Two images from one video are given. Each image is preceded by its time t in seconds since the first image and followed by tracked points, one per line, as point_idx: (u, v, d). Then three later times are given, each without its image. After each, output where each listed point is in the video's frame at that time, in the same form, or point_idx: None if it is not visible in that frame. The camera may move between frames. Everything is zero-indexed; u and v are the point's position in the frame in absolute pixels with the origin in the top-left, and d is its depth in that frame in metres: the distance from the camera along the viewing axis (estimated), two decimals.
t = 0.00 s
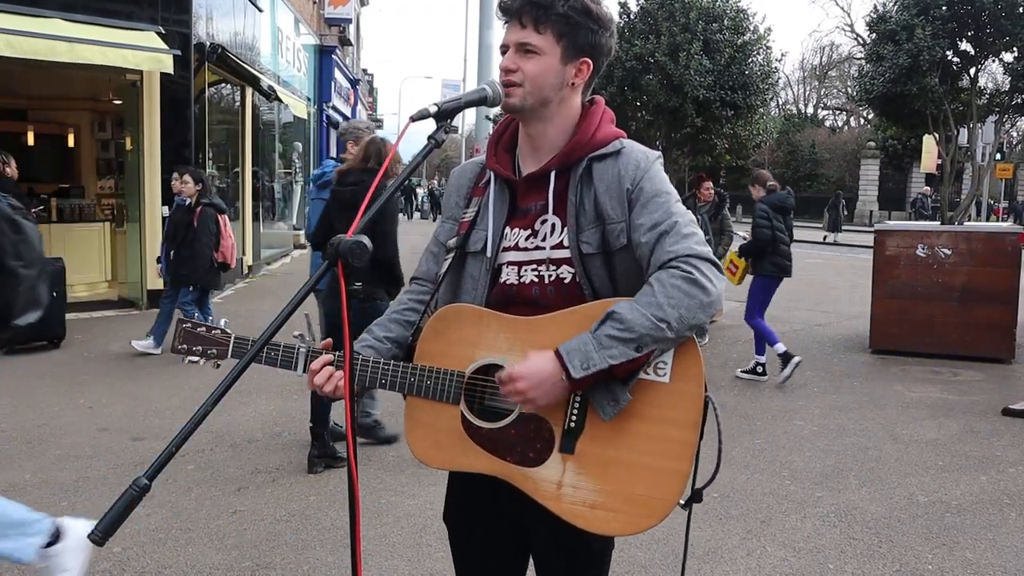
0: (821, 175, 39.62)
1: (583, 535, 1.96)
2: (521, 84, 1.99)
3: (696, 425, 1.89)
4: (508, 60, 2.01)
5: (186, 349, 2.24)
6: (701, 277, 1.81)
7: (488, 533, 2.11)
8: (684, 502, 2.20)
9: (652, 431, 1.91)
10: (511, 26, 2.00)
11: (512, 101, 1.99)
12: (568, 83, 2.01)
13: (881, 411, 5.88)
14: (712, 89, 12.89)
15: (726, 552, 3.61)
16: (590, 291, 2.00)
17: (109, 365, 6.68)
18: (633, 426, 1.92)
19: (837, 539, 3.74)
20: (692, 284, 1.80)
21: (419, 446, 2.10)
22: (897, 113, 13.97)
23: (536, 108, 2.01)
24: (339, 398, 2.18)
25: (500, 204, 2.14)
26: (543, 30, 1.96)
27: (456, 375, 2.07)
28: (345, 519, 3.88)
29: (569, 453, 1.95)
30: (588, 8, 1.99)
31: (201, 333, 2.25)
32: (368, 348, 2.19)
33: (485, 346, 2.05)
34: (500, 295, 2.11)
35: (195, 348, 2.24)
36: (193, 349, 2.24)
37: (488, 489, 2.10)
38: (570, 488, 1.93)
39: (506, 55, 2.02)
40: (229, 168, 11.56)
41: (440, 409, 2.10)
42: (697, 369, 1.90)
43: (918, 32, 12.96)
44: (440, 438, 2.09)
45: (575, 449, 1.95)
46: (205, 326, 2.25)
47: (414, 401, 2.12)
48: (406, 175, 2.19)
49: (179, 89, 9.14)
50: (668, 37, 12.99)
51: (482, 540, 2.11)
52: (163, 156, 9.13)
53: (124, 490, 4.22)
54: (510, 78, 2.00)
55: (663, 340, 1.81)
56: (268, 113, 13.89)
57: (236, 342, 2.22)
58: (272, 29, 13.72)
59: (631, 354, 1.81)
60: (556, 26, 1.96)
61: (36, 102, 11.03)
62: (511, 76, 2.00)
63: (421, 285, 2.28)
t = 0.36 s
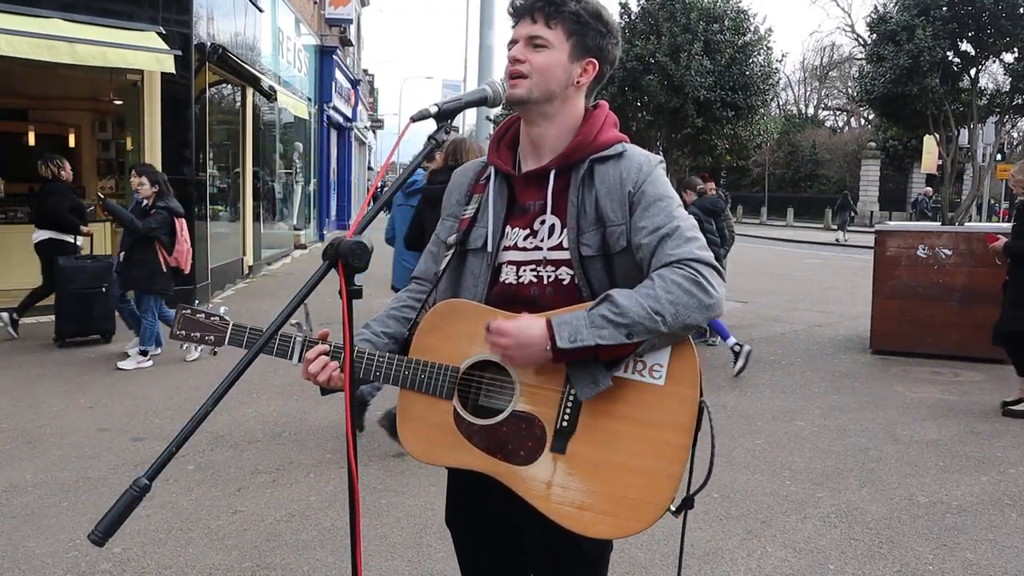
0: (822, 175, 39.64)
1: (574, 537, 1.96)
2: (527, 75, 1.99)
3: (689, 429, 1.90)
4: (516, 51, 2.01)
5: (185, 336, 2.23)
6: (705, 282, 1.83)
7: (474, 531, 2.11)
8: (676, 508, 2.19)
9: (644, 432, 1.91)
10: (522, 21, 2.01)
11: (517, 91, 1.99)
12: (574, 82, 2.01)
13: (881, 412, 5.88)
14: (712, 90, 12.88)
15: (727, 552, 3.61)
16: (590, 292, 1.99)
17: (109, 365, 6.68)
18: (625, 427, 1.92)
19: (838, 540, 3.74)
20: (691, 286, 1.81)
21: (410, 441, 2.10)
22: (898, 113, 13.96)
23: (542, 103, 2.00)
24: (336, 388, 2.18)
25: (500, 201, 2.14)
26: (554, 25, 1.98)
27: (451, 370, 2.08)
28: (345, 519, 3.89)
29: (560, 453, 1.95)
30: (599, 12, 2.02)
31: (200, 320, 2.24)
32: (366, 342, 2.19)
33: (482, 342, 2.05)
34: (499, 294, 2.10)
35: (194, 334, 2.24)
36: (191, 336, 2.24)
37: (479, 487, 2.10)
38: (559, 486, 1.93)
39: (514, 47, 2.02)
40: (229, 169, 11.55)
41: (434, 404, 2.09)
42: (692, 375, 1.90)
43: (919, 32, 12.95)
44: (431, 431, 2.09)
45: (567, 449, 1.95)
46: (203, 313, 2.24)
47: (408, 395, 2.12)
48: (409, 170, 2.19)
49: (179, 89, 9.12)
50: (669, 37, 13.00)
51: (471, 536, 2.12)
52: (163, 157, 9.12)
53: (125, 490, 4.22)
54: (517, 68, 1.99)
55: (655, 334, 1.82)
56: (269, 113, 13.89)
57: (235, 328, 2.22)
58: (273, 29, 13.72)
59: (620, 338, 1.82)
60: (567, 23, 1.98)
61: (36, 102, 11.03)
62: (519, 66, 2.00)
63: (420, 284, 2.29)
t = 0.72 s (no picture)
0: (822, 176, 39.62)
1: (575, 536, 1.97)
2: (521, 84, 1.99)
3: (688, 428, 1.90)
4: (509, 60, 2.01)
5: (185, 341, 2.24)
6: (700, 283, 1.81)
7: (478, 530, 2.12)
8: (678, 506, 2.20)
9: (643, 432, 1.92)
10: (514, 28, 2.00)
11: (512, 103, 1.99)
12: (569, 87, 2.01)
13: (882, 412, 5.89)
14: (712, 90, 12.88)
15: (727, 552, 3.61)
16: (587, 292, 2.00)
17: (109, 365, 6.69)
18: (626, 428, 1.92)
19: (838, 540, 3.74)
20: (688, 289, 1.80)
21: (412, 443, 2.10)
22: (898, 113, 13.92)
23: (537, 109, 2.01)
24: (336, 393, 2.18)
25: (496, 202, 2.14)
26: (545, 32, 1.96)
27: (451, 373, 2.08)
28: (345, 519, 3.89)
29: (560, 454, 1.95)
30: (591, 14, 2.00)
31: (200, 325, 2.25)
32: (367, 345, 2.20)
33: (481, 344, 2.05)
34: (498, 295, 2.10)
35: (194, 340, 2.25)
36: (192, 341, 2.24)
37: (481, 486, 2.10)
38: (561, 488, 1.93)
39: (508, 56, 2.02)
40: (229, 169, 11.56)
41: (434, 407, 2.10)
42: (690, 374, 1.90)
43: (919, 32, 12.92)
44: (433, 435, 2.09)
45: (567, 450, 1.95)
46: (204, 319, 2.25)
47: (409, 398, 2.12)
48: (406, 175, 2.19)
49: (179, 89, 9.12)
50: (669, 37, 13.01)
51: (476, 538, 2.12)
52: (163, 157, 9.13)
53: (124, 490, 4.23)
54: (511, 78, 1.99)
55: (655, 344, 1.81)
56: (269, 113, 13.89)
57: (235, 334, 2.22)
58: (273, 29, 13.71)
59: (621, 355, 1.80)
60: (559, 29, 1.96)
61: (36, 102, 11.03)
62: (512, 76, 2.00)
63: (420, 285, 2.30)
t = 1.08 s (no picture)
0: (822, 176, 39.57)
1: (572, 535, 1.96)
2: (520, 86, 1.99)
3: (684, 430, 1.90)
4: (507, 63, 2.01)
5: (182, 345, 2.25)
6: (693, 284, 1.81)
7: (477, 531, 2.12)
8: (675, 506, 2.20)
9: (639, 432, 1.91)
10: (511, 30, 2.00)
11: (511, 104, 1.99)
12: (567, 87, 2.01)
13: (882, 412, 5.89)
14: (713, 90, 12.82)
15: (727, 552, 3.61)
16: (584, 293, 2.00)
17: (109, 364, 6.68)
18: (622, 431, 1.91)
19: (838, 540, 3.73)
20: (680, 293, 1.79)
21: (409, 445, 2.10)
22: (898, 113, 13.96)
23: (534, 111, 2.01)
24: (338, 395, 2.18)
25: (493, 204, 2.14)
26: (541, 34, 1.96)
27: (447, 376, 2.07)
28: (345, 519, 3.89)
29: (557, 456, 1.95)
30: (588, 13, 1.99)
31: (196, 329, 2.25)
32: (377, 341, 2.23)
33: (477, 346, 2.05)
34: (495, 296, 2.10)
35: (191, 343, 2.25)
36: (188, 344, 2.25)
37: (479, 487, 2.10)
38: (558, 491, 1.93)
39: (505, 59, 2.02)
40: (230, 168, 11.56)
41: (431, 409, 2.10)
42: (685, 374, 1.90)
43: (920, 32, 12.98)
44: (431, 438, 2.09)
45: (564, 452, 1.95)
46: (200, 321, 2.25)
47: (406, 400, 2.12)
48: (405, 176, 2.19)
49: (180, 89, 9.12)
50: (670, 38, 13.06)
51: (476, 539, 2.12)
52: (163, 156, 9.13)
53: (124, 489, 4.22)
54: (509, 81, 1.99)
55: (656, 356, 1.81)
56: (269, 113, 13.89)
57: (231, 337, 2.23)
58: (274, 29, 13.72)
59: (627, 374, 1.80)
60: (555, 30, 1.96)
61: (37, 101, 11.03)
62: (510, 78, 2.00)
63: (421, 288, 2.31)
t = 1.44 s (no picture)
0: (822, 176, 39.51)
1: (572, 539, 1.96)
2: (520, 89, 1.99)
3: (685, 433, 1.90)
4: (507, 66, 2.02)
5: (184, 337, 2.26)
6: (698, 288, 1.81)
7: (475, 531, 2.13)
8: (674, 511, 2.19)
9: (640, 435, 1.91)
10: (511, 32, 2.00)
11: (512, 107, 2.00)
12: (568, 88, 2.01)
13: (883, 413, 5.88)
14: (713, 90, 12.88)
15: (728, 553, 3.61)
16: (587, 294, 1.99)
17: (110, 367, 6.69)
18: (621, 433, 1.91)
19: (840, 540, 3.73)
20: (682, 293, 1.79)
21: (410, 444, 2.11)
22: (899, 113, 13.95)
23: (537, 113, 2.01)
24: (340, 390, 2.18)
25: (498, 205, 2.14)
26: (543, 36, 1.96)
27: (449, 374, 2.08)
28: (347, 521, 3.89)
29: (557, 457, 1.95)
30: (587, 13, 1.99)
31: (199, 321, 2.27)
32: (383, 338, 2.24)
33: (479, 344, 2.05)
34: (499, 296, 2.11)
35: (193, 335, 2.27)
36: (191, 337, 2.26)
37: (478, 486, 2.11)
38: (556, 490, 1.94)
39: (505, 61, 2.03)
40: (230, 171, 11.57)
41: (431, 407, 2.11)
42: (688, 378, 1.90)
43: (919, 32, 12.96)
44: (431, 437, 2.09)
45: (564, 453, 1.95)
46: (203, 315, 2.27)
47: (407, 398, 2.13)
48: (406, 177, 2.19)
49: (180, 91, 9.13)
50: (670, 38, 13.03)
51: (474, 537, 2.13)
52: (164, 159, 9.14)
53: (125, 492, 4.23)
54: (510, 83, 2.00)
55: (658, 355, 1.81)
56: (269, 115, 13.90)
57: (234, 330, 2.24)
58: (273, 31, 13.74)
59: (627, 372, 1.80)
60: (555, 31, 1.96)
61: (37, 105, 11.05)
62: (511, 81, 2.00)
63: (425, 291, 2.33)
